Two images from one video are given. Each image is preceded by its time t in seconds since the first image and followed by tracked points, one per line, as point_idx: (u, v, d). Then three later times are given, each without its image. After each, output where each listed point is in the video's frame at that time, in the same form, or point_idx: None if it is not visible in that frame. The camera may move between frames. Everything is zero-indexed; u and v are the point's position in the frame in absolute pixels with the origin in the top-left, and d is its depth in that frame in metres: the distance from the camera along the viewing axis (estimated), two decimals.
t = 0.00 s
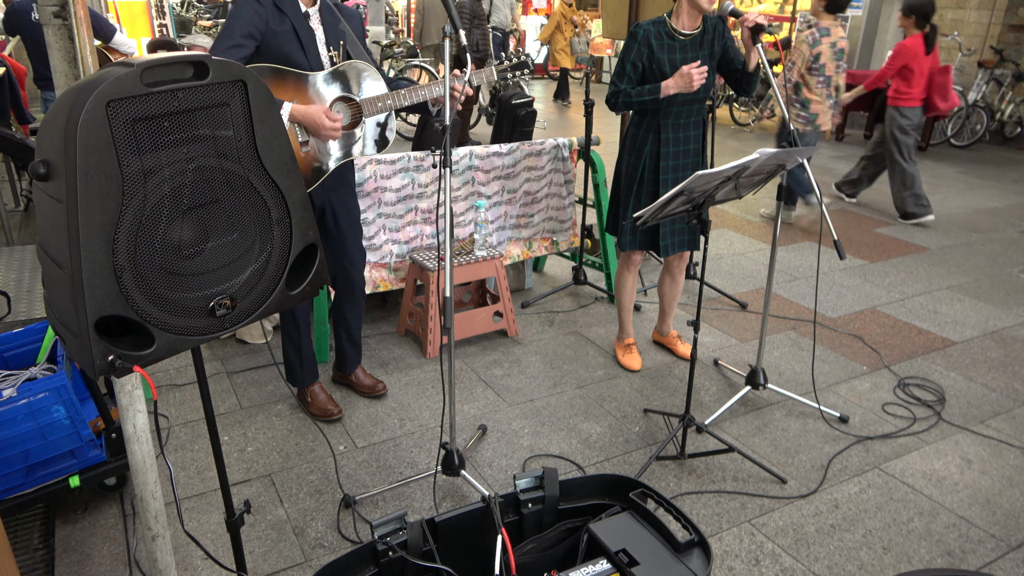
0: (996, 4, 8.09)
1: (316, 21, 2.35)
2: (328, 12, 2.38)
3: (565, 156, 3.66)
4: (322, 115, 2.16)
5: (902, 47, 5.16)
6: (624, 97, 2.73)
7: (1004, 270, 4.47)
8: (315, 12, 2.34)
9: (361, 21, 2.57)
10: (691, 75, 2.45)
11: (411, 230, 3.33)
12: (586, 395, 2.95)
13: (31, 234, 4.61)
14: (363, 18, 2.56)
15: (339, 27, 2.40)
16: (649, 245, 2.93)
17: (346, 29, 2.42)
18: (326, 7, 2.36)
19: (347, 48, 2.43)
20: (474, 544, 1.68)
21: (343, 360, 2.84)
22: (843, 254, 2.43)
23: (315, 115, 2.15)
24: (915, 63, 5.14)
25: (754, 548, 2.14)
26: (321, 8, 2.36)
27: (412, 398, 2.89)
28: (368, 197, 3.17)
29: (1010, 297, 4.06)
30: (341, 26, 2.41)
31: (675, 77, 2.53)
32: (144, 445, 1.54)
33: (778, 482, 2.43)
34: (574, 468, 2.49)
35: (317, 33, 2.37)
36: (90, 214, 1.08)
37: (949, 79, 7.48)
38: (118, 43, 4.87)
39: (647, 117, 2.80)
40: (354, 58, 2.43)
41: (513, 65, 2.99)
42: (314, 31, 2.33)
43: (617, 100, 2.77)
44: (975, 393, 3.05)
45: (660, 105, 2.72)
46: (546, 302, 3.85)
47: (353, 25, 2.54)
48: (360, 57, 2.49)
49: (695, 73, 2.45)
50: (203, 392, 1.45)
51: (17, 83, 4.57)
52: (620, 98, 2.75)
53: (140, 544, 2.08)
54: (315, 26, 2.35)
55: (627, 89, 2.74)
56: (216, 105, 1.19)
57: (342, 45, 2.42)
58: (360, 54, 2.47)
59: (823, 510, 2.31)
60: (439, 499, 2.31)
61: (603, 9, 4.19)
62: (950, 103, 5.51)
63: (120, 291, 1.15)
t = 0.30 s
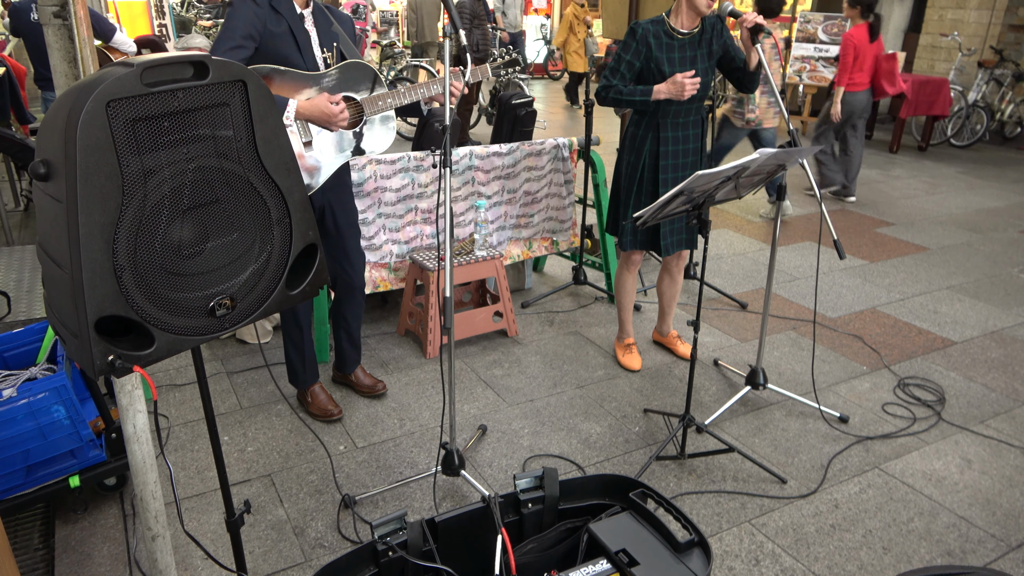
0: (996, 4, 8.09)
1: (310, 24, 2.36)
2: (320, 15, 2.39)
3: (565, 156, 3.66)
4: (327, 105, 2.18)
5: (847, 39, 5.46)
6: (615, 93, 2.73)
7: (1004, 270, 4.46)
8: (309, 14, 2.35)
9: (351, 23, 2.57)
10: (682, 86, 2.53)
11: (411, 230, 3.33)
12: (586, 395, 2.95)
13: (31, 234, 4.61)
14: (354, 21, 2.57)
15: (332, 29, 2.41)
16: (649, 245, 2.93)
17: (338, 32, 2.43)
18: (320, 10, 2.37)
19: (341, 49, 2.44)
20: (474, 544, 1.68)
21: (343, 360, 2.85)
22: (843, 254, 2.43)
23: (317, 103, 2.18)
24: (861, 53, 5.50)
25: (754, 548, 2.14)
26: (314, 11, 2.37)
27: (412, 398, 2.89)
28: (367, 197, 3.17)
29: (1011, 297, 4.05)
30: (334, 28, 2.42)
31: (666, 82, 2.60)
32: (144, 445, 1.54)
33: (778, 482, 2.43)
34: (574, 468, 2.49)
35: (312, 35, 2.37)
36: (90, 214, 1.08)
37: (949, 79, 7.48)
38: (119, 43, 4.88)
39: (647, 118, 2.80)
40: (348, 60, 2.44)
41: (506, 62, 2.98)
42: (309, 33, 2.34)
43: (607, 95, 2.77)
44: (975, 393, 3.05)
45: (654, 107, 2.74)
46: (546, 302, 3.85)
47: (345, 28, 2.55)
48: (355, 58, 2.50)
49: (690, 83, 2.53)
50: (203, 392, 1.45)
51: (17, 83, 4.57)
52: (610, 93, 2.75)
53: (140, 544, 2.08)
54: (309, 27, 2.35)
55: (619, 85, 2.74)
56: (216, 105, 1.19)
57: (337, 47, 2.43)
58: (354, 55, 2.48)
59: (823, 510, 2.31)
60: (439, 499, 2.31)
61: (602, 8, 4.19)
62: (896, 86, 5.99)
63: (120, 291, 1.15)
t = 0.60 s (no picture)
0: (996, 4, 8.09)
1: (308, 24, 2.36)
2: (319, 16, 2.39)
3: (565, 156, 3.66)
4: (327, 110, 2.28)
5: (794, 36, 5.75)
6: (611, 91, 2.74)
7: (1004, 270, 4.46)
8: (308, 15, 2.35)
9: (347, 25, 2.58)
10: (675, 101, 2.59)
11: (411, 230, 3.33)
12: (586, 395, 2.95)
13: (31, 234, 4.61)
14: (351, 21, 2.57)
15: (330, 30, 2.41)
16: (650, 245, 2.93)
17: (336, 32, 2.43)
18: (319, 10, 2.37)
19: (339, 50, 2.44)
20: (474, 544, 1.68)
21: (343, 360, 2.85)
22: (843, 254, 2.43)
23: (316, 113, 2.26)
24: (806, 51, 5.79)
25: (754, 548, 2.14)
26: (313, 11, 2.37)
27: (412, 398, 2.89)
28: (367, 197, 3.16)
29: (1011, 297, 4.05)
30: (332, 29, 2.42)
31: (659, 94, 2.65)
32: (144, 445, 1.54)
33: (778, 482, 2.43)
34: (574, 468, 2.49)
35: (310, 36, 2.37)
36: (90, 214, 1.08)
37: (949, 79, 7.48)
38: (119, 43, 4.88)
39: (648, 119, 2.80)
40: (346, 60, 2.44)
41: (502, 64, 2.98)
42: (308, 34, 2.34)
43: (601, 91, 2.77)
44: (975, 393, 3.05)
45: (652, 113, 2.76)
46: (546, 302, 3.85)
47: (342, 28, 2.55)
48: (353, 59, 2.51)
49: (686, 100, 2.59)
50: (203, 392, 1.45)
51: (17, 83, 4.57)
52: (604, 90, 2.75)
53: (140, 544, 2.08)
54: (308, 28, 2.35)
55: (614, 84, 2.74)
56: (216, 105, 1.19)
57: (335, 48, 2.43)
58: (353, 56, 2.49)
59: (823, 510, 2.31)
60: (439, 499, 2.31)
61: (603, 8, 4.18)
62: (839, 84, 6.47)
63: (120, 291, 1.15)
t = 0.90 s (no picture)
0: (996, 4, 8.12)
1: (309, 22, 2.36)
2: (320, 14, 2.38)
3: (565, 156, 3.65)
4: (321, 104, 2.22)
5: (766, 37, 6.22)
6: (611, 96, 2.77)
7: (1004, 270, 4.47)
8: (308, 13, 2.35)
9: (352, 23, 2.57)
10: (669, 120, 2.58)
11: (411, 230, 3.32)
12: (586, 395, 2.95)
13: (31, 234, 4.61)
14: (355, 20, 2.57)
15: (331, 28, 2.41)
16: (652, 245, 2.93)
17: (338, 30, 2.43)
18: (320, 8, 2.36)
19: (340, 48, 2.43)
20: (474, 544, 1.68)
21: (343, 360, 2.85)
22: (843, 253, 2.42)
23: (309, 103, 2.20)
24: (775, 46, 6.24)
25: (754, 548, 2.14)
26: (314, 10, 2.36)
27: (412, 398, 2.89)
28: (367, 197, 3.16)
29: (1011, 297, 4.05)
30: (334, 27, 2.42)
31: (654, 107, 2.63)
32: (144, 445, 1.54)
33: (777, 482, 2.43)
34: (574, 468, 2.49)
35: (311, 34, 2.37)
36: (90, 214, 1.08)
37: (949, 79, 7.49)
38: (119, 43, 4.88)
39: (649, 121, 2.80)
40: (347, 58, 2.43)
41: (505, 63, 2.97)
42: (308, 32, 2.33)
43: (601, 96, 2.82)
44: (975, 393, 3.05)
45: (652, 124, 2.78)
46: (546, 302, 3.85)
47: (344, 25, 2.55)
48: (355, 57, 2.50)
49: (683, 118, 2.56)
50: (203, 393, 1.45)
51: (17, 83, 4.57)
52: (605, 96, 2.80)
53: (140, 544, 2.08)
54: (308, 27, 2.35)
55: (614, 89, 2.77)
56: (216, 105, 1.19)
57: (336, 46, 2.42)
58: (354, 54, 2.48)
59: (823, 510, 2.31)
60: (439, 499, 2.31)
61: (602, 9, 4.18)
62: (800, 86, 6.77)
63: (119, 292, 1.15)
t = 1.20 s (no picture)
0: (996, 4, 8.13)
1: (314, 20, 2.34)
2: (326, 11, 2.36)
3: (565, 156, 3.65)
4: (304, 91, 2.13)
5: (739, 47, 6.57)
6: (609, 95, 2.78)
7: (1004, 270, 4.46)
8: (313, 11, 2.34)
9: (363, 18, 2.54)
10: (655, 102, 2.54)
11: (411, 230, 3.33)
12: (586, 395, 2.95)
13: (31, 234, 4.61)
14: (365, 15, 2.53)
15: (337, 25, 2.39)
16: (651, 245, 2.93)
17: (345, 27, 2.40)
18: (324, 6, 2.34)
19: (345, 45, 2.41)
20: (474, 545, 1.68)
21: (343, 359, 2.85)
22: (843, 253, 2.42)
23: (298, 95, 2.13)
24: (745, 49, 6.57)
25: (754, 548, 2.14)
26: (319, 7, 2.34)
27: (412, 398, 2.89)
28: (367, 197, 3.17)
29: (1011, 297, 4.05)
30: (340, 24, 2.39)
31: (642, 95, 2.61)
32: (144, 445, 1.54)
33: (778, 482, 2.43)
34: (574, 468, 2.49)
35: (316, 32, 2.35)
36: (90, 214, 1.08)
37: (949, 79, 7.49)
38: (119, 43, 4.88)
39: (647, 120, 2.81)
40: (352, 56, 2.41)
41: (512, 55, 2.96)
42: (312, 30, 2.32)
43: (600, 98, 2.83)
44: (975, 393, 3.05)
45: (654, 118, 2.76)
46: (546, 302, 3.85)
47: (354, 22, 2.51)
48: (359, 54, 2.48)
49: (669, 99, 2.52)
50: (203, 392, 1.45)
51: (17, 83, 4.58)
52: (603, 97, 2.81)
53: (140, 544, 2.08)
54: (312, 24, 2.33)
55: (612, 89, 2.78)
56: (216, 105, 1.19)
57: (341, 43, 2.40)
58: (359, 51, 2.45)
59: (823, 510, 2.31)
60: (439, 499, 2.31)
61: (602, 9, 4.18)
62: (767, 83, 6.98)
63: (119, 291, 1.15)
